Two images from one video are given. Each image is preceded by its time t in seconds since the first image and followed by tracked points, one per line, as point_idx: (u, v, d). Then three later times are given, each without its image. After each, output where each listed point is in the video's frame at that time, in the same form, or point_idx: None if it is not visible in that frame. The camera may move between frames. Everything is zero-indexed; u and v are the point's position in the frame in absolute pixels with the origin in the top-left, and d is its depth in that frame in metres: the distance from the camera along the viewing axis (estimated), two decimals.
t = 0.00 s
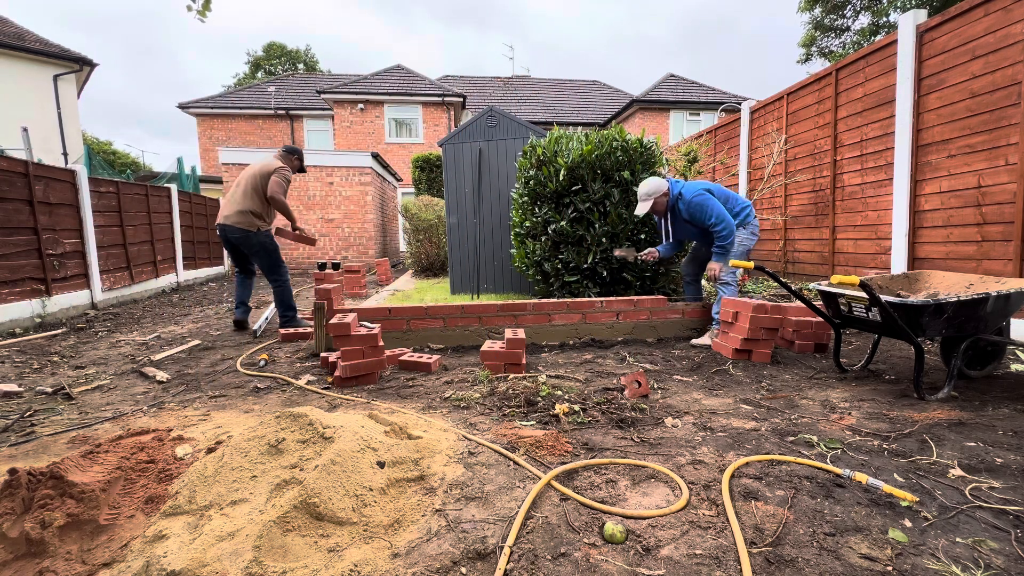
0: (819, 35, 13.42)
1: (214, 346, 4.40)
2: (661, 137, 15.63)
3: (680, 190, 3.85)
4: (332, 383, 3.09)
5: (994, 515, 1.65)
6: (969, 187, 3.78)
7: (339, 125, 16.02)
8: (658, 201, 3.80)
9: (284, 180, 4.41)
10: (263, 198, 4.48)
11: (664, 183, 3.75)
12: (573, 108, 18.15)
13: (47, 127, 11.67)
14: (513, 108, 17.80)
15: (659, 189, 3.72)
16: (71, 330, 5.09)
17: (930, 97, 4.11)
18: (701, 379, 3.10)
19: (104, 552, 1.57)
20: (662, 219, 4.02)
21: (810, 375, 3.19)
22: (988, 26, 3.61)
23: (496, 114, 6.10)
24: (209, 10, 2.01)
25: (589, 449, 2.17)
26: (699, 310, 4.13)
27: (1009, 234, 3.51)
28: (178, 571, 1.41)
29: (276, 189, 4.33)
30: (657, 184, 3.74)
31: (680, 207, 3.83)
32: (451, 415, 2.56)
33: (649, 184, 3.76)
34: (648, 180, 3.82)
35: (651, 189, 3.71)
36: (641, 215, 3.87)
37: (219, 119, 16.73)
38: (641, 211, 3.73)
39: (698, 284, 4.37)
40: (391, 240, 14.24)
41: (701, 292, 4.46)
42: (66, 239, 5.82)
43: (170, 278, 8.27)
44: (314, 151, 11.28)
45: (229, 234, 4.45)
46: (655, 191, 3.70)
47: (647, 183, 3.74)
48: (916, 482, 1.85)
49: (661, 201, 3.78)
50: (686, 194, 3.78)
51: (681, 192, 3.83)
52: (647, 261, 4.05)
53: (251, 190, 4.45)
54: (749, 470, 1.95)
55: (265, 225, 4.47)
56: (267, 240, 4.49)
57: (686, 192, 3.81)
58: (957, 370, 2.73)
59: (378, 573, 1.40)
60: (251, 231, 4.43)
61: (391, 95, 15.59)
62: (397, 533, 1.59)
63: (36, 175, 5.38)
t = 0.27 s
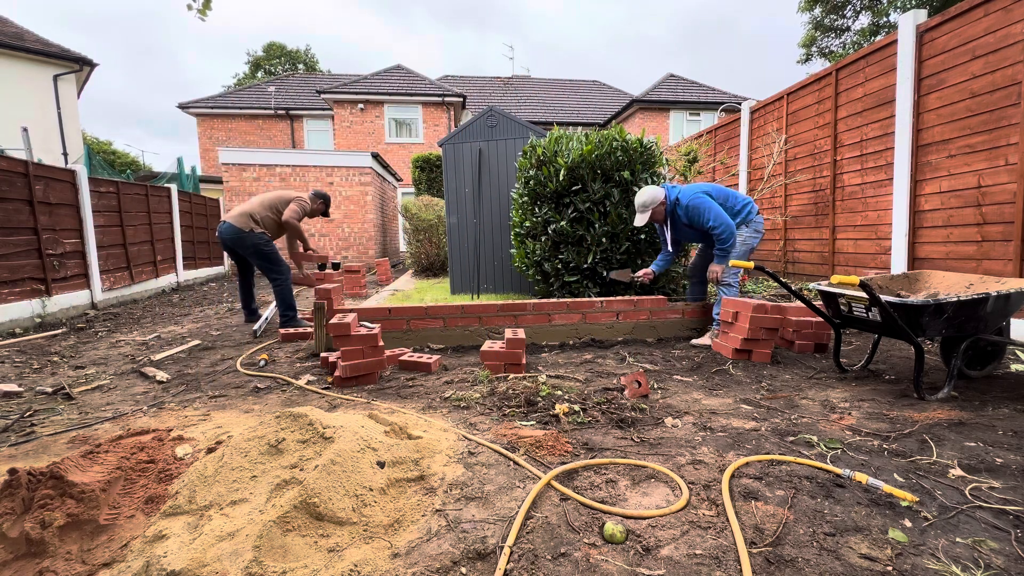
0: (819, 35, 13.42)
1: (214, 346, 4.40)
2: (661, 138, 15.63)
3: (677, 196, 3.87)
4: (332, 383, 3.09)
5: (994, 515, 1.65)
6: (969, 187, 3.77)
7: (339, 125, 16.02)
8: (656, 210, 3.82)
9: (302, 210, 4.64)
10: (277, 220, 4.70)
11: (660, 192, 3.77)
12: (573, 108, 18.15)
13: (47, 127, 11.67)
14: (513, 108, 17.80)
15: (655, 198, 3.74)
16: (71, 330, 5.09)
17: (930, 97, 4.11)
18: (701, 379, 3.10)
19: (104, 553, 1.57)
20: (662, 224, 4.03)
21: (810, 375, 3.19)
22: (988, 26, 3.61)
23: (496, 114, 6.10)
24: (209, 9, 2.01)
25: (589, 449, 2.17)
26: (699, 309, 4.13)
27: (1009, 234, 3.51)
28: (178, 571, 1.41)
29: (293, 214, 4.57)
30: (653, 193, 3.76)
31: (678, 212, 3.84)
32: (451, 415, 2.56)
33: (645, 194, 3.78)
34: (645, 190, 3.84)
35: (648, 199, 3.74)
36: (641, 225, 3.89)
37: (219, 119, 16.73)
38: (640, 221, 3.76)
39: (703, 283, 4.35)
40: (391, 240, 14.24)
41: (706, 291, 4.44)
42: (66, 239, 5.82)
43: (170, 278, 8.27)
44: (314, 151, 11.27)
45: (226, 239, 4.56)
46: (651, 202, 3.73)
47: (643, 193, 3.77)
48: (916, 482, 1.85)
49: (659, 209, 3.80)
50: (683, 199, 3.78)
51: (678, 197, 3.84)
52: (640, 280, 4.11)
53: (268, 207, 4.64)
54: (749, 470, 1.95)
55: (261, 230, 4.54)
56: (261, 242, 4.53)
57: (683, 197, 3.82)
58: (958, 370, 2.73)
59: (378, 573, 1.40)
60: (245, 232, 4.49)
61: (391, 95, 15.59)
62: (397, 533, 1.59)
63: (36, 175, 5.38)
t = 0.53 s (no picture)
0: (819, 35, 13.42)
1: (214, 346, 4.40)
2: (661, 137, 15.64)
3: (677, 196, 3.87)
4: (333, 383, 3.09)
5: (994, 515, 1.65)
6: (969, 187, 3.77)
7: (339, 125, 16.02)
8: (655, 210, 3.82)
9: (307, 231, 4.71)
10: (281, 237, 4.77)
11: (659, 192, 3.77)
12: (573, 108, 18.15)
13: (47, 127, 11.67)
14: (513, 108, 17.80)
15: (654, 198, 3.74)
16: (71, 330, 5.09)
17: (930, 97, 4.11)
18: (701, 379, 3.10)
19: (104, 553, 1.57)
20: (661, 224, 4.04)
21: (810, 376, 3.19)
22: (988, 27, 3.61)
23: (496, 114, 6.10)
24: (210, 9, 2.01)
25: (589, 449, 2.17)
26: (700, 310, 4.13)
27: (1009, 234, 3.51)
28: (178, 571, 1.41)
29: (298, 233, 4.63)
30: (652, 194, 3.76)
31: (678, 212, 3.84)
32: (451, 415, 2.56)
33: (643, 194, 3.78)
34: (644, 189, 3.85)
35: (646, 199, 3.74)
36: (640, 225, 3.90)
37: (219, 119, 16.73)
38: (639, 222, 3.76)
39: (703, 283, 4.35)
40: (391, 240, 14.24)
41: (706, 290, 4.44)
42: (66, 239, 5.82)
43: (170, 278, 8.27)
44: (314, 151, 11.27)
45: (226, 243, 4.59)
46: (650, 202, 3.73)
47: (642, 193, 3.77)
48: (916, 482, 1.85)
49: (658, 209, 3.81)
50: (683, 198, 3.77)
51: (677, 197, 3.84)
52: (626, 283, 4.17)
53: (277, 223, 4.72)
54: (749, 470, 1.95)
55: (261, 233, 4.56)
56: (259, 243, 4.52)
57: (682, 197, 3.81)
58: (957, 370, 2.73)
59: (378, 573, 1.40)
60: (243, 233, 4.49)
61: (391, 95, 15.59)
62: (397, 533, 1.59)
63: (36, 175, 5.38)
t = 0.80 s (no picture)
0: (819, 35, 13.42)
1: (214, 346, 4.40)
2: (660, 137, 15.64)
3: (675, 197, 3.86)
4: (333, 383, 3.09)
5: (994, 515, 1.65)
6: (969, 186, 3.77)
7: (339, 125, 16.02)
8: (653, 212, 3.82)
9: (314, 238, 4.71)
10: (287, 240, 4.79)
11: (656, 194, 3.77)
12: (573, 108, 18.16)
13: (47, 127, 11.67)
14: (513, 108, 17.80)
15: (653, 199, 3.74)
16: (71, 330, 5.09)
17: (930, 97, 4.11)
18: (701, 379, 3.10)
19: (104, 553, 1.57)
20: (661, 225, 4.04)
21: (810, 375, 3.19)
22: (988, 26, 3.61)
23: (496, 114, 6.10)
24: (209, 9, 2.01)
25: (589, 449, 2.17)
26: (700, 310, 4.13)
27: (1009, 234, 3.51)
28: (178, 571, 1.41)
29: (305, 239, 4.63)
30: (649, 196, 3.76)
31: (677, 213, 3.84)
32: (451, 415, 2.56)
33: (641, 197, 3.79)
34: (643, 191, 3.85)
35: (644, 202, 3.74)
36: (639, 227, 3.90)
37: (219, 119, 16.73)
38: (638, 224, 3.77)
39: (703, 283, 4.35)
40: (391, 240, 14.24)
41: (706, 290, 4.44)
42: (66, 239, 5.82)
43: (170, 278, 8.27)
44: (314, 151, 11.27)
45: (229, 240, 4.58)
46: (648, 204, 3.73)
47: (641, 195, 3.78)
48: (916, 482, 1.85)
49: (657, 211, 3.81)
50: (681, 200, 3.77)
51: (675, 199, 3.84)
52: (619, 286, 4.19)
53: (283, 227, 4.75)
54: (749, 470, 1.95)
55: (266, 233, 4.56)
56: (263, 242, 4.51)
57: (681, 198, 3.81)
58: (957, 370, 2.73)
59: (378, 572, 1.40)
60: (248, 231, 4.48)
61: (391, 95, 15.59)
62: (397, 533, 1.59)
63: (36, 175, 5.38)
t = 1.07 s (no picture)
0: (819, 35, 13.42)
1: (214, 346, 4.40)
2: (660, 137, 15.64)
3: (675, 197, 3.86)
4: (333, 383, 3.09)
5: (994, 515, 1.65)
6: (969, 187, 3.78)
7: (339, 125, 16.03)
8: (652, 211, 3.82)
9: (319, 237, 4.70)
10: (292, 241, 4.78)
11: (655, 194, 3.77)
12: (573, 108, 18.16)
13: (47, 127, 11.67)
14: (513, 108, 17.79)
15: (652, 199, 3.75)
16: (71, 330, 5.10)
17: (930, 97, 4.11)
18: (701, 379, 3.10)
19: (104, 553, 1.57)
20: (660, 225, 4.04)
21: (810, 376, 3.19)
22: (988, 27, 3.61)
23: (496, 114, 6.10)
24: (208, 11, 2.02)
25: (589, 449, 2.17)
26: (700, 310, 4.13)
27: (1009, 234, 3.51)
28: (178, 571, 1.41)
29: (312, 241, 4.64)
30: (648, 196, 3.76)
31: (676, 213, 3.84)
32: (451, 415, 2.56)
33: (640, 197, 3.79)
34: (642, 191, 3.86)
35: (643, 202, 3.75)
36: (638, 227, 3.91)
37: (219, 119, 16.74)
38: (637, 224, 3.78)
39: (703, 283, 4.35)
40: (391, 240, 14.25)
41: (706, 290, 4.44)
42: (66, 239, 5.81)
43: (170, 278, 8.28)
44: (314, 151, 11.27)
45: (233, 236, 4.56)
46: (647, 204, 3.74)
47: (640, 194, 3.78)
48: (916, 482, 1.85)
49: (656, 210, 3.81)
50: (681, 199, 3.77)
51: (675, 199, 3.84)
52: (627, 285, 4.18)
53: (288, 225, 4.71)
54: (749, 470, 1.95)
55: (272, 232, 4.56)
56: (269, 241, 4.52)
57: (680, 198, 3.81)
58: (957, 370, 2.73)
59: (378, 573, 1.40)
60: (254, 229, 4.48)
61: (390, 95, 15.60)
62: (397, 533, 1.59)
63: (36, 175, 5.38)
